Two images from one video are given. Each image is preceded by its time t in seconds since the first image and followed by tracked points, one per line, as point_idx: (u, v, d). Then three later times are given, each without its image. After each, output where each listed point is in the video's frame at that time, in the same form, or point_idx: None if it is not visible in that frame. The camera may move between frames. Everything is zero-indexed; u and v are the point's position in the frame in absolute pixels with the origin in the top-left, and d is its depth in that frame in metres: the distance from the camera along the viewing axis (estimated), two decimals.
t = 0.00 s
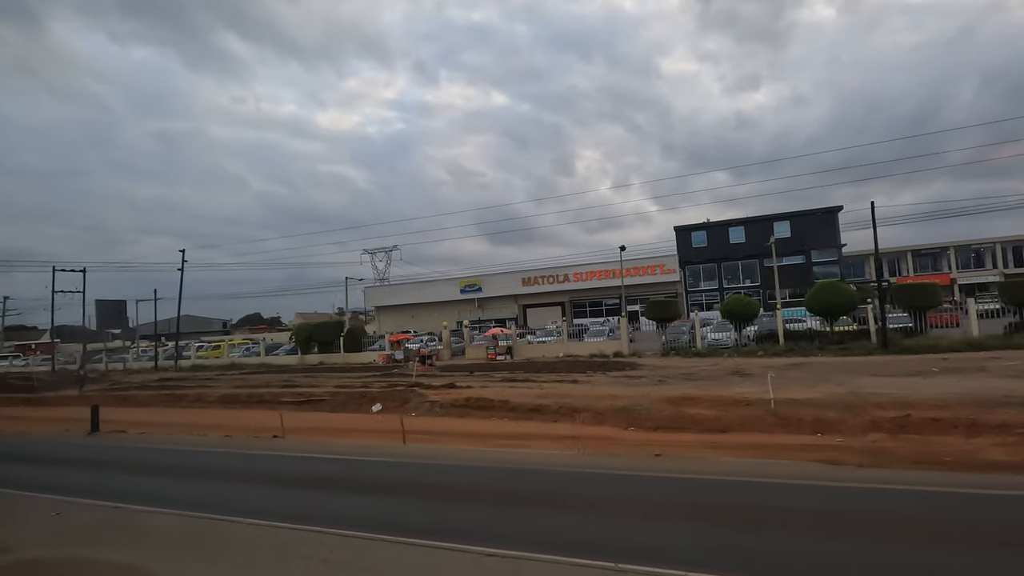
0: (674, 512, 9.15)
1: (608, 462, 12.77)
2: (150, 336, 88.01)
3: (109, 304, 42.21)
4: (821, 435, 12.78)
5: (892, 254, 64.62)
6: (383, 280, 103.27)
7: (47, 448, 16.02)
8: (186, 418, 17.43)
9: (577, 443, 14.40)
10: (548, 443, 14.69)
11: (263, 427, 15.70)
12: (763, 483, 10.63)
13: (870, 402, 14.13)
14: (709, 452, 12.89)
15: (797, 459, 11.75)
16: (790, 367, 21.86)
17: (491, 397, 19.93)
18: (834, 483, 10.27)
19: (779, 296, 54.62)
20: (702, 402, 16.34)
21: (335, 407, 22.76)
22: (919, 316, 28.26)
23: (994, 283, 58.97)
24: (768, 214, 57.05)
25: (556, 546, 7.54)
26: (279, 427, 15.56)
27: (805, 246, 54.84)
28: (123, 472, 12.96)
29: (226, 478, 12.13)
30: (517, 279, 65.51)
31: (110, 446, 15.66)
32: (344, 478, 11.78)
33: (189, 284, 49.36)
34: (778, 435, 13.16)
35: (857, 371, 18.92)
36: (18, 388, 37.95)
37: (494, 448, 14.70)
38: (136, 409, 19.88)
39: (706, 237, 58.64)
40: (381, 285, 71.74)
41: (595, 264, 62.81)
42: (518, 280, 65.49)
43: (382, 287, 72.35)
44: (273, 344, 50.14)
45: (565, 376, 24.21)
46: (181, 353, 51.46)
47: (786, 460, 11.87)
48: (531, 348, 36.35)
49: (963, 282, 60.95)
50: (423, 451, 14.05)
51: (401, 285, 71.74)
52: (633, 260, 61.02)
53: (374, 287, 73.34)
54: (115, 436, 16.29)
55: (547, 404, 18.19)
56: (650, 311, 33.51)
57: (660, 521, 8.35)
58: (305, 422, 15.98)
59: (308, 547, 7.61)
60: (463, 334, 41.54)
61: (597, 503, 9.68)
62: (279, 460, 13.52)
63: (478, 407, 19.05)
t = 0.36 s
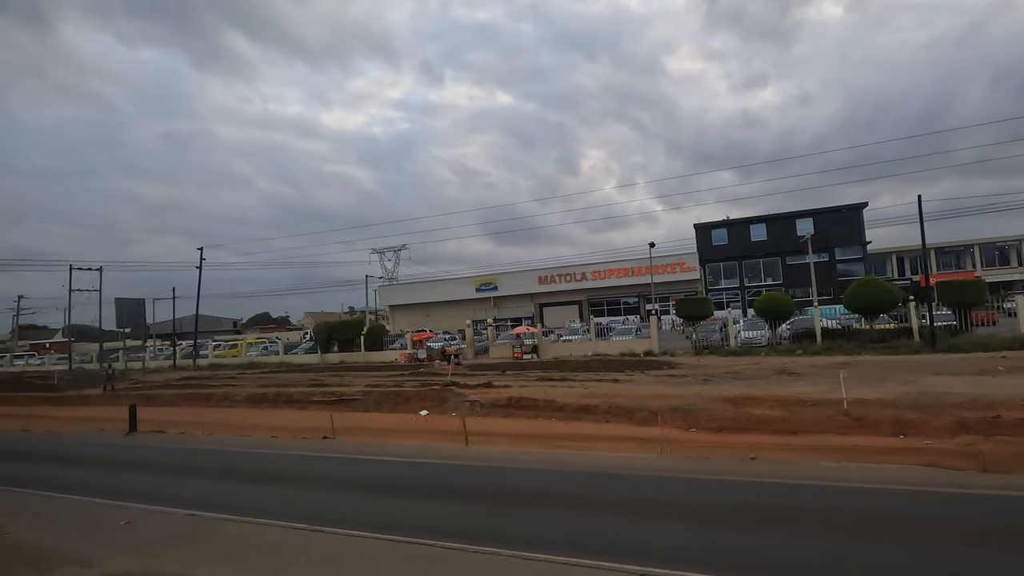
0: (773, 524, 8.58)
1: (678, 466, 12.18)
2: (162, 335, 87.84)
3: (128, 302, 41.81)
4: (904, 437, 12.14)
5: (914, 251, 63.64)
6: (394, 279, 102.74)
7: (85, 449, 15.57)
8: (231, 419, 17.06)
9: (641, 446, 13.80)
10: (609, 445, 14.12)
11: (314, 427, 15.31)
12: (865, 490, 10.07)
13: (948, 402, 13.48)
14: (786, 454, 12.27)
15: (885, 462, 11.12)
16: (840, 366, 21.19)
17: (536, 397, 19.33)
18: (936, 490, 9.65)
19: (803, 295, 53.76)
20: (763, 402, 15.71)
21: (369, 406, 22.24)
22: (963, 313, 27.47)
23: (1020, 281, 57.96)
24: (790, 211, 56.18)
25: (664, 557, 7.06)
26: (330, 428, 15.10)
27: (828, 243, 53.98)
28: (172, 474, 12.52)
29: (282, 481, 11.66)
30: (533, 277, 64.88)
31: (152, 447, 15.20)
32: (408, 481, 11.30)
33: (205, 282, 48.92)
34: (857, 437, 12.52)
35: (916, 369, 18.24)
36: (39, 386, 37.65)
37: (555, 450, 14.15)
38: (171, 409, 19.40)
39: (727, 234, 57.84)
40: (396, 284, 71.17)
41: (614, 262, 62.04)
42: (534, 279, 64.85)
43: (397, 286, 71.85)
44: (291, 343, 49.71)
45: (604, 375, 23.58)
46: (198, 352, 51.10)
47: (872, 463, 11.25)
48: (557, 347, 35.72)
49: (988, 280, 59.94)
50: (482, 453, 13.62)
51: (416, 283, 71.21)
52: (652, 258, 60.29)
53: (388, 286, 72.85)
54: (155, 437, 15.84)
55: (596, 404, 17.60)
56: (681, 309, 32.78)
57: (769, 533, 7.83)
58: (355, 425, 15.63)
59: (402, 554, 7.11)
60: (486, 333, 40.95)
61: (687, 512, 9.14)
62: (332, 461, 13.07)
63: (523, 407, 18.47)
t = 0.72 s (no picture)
0: (900, 531, 7.86)
1: (760, 467, 11.52)
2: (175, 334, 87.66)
3: (149, 301, 41.46)
4: (1002, 437, 11.39)
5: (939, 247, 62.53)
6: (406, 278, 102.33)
7: (124, 450, 15.01)
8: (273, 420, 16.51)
9: (713, 446, 13.11)
10: (678, 445, 13.42)
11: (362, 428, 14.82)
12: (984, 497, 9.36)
13: None
14: (876, 456, 11.55)
15: (993, 464, 10.38)
16: (895, 364, 20.45)
17: (583, 395, 18.67)
18: None
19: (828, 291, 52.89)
20: (832, 400, 15.01)
21: (406, 405, 21.60)
22: (1012, 309, 26.65)
23: None
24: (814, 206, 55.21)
25: (804, 560, 6.37)
26: (386, 428, 14.63)
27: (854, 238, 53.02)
28: (223, 478, 11.92)
29: (342, 484, 11.04)
30: (551, 275, 64.17)
31: (195, 449, 14.66)
32: (475, 484, 10.64)
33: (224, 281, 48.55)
34: (949, 437, 11.79)
35: (983, 366, 17.48)
36: (61, 386, 37.29)
37: (622, 450, 13.48)
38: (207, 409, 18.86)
39: (748, 230, 57.00)
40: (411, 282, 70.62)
41: (633, 259, 61.25)
42: (552, 276, 64.14)
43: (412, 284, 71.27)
44: (310, 342, 49.29)
45: (646, 373, 22.91)
46: (217, 351, 50.79)
47: (978, 465, 10.48)
48: (586, 344, 35.08)
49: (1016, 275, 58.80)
50: (545, 454, 13.01)
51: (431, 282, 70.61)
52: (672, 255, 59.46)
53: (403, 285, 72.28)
54: (197, 437, 15.30)
55: (650, 403, 16.90)
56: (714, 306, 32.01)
57: (902, 540, 7.13)
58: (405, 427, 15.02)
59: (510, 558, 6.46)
60: (509, 331, 40.28)
61: (795, 517, 8.45)
62: (389, 464, 12.38)
63: (571, 406, 17.79)
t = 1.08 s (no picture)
0: None
1: (848, 470, 10.83)
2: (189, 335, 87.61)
3: (169, 300, 41.12)
4: None
5: (965, 243, 61.48)
6: (419, 277, 101.87)
7: (167, 451, 14.47)
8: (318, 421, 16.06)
9: (790, 448, 12.41)
10: (750, 447, 12.72)
11: (421, 429, 14.90)
12: None
13: None
14: (971, 460, 10.89)
15: None
16: (951, 361, 19.71)
17: (633, 395, 18.04)
18: None
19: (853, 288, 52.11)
20: (904, 399, 14.32)
21: (443, 405, 20.95)
22: None
23: None
24: (839, 202, 54.30)
25: None
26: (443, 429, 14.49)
27: (880, 234, 52.17)
28: (280, 478, 11.30)
29: (408, 487, 10.42)
30: (568, 273, 63.49)
31: (242, 451, 14.13)
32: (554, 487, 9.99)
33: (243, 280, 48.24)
34: None
35: None
36: (83, 387, 36.98)
37: (692, 453, 12.82)
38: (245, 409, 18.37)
39: (771, 226, 56.13)
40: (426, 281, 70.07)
41: (652, 256, 60.44)
42: (569, 274, 63.46)
43: (428, 283, 70.72)
44: (329, 341, 48.88)
45: (690, 370, 22.15)
46: (235, 350, 50.46)
47: None
48: (615, 342, 34.42)
49: None
50: (610, 456, 12.71)
51: (447, 280, 70.05)
52: (693, 252, 58.62)
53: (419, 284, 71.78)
54: (242, 439, 14.78)
55: (708, 403, 16.17)
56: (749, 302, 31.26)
57: None
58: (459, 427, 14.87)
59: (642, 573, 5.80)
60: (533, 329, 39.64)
61: (925, 528, 7.70)
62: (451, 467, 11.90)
63: (621, 406, 17.13)
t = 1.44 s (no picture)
0: None
1: (946, 478, 10.15)
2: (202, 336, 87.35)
3: (188, 300, 40.67)
4: None
5: (990, 238, 60.43)
6: (431, 277, 101.37)
7: (209, 455, 13.92)
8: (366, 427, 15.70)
9: (874, 452, 11.71)
10: (831, 450, 11.98)
11: (471, 431, 14.53)
12: None
13: None
14: None
15: None
16: (1011, 358, 18.99)
17: (685, 394, 17.36)
18: None
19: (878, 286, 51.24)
20: (981, 397, 13.63)
21: (481, 406, 20.27)
22: None
23: None
24: (862, 198, 53.40)
25: None
26: (505, 431, 14.02)
27: (906, 230, 51.29)
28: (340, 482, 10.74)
29: (483, 495, 9.81)
30: (586, 272, 62.77)
31: (291, 454, 13.60)
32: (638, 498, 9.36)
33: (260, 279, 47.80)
34: None
35: None
36: (103, 388, 36.55)
37: (769, 455, 12.09)
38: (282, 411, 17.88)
39: (793, 223, 55.20)
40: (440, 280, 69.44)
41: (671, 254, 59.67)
42: (587, 273, 62.75)
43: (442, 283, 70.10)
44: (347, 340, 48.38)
45: (734, 369, 21.43)
46: (252, 351, 50.04)
47: None
48: (644, 341, 33.68)
49: None
50: (678, 456, 12.17)
51: (462, 279, 69.43)
52: (713, 249, 57.79)
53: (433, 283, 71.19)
54: (288, 441, 14.24)
55: (768, 402, 15.42)
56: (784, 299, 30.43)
57: None
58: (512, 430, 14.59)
59: None
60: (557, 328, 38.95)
61: None
62: (517, 471, 11.38)
63: (675, 406, 16.40)
